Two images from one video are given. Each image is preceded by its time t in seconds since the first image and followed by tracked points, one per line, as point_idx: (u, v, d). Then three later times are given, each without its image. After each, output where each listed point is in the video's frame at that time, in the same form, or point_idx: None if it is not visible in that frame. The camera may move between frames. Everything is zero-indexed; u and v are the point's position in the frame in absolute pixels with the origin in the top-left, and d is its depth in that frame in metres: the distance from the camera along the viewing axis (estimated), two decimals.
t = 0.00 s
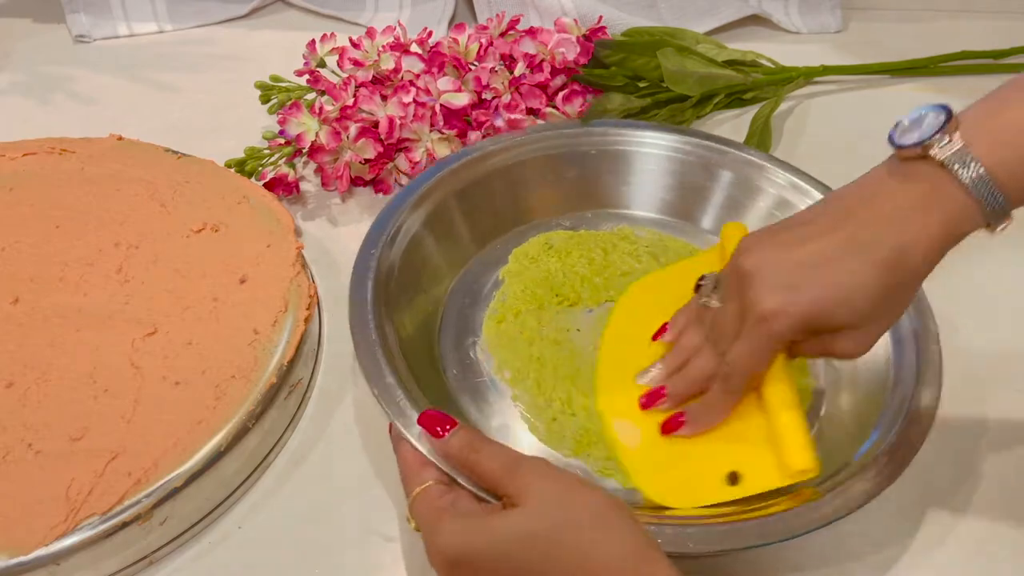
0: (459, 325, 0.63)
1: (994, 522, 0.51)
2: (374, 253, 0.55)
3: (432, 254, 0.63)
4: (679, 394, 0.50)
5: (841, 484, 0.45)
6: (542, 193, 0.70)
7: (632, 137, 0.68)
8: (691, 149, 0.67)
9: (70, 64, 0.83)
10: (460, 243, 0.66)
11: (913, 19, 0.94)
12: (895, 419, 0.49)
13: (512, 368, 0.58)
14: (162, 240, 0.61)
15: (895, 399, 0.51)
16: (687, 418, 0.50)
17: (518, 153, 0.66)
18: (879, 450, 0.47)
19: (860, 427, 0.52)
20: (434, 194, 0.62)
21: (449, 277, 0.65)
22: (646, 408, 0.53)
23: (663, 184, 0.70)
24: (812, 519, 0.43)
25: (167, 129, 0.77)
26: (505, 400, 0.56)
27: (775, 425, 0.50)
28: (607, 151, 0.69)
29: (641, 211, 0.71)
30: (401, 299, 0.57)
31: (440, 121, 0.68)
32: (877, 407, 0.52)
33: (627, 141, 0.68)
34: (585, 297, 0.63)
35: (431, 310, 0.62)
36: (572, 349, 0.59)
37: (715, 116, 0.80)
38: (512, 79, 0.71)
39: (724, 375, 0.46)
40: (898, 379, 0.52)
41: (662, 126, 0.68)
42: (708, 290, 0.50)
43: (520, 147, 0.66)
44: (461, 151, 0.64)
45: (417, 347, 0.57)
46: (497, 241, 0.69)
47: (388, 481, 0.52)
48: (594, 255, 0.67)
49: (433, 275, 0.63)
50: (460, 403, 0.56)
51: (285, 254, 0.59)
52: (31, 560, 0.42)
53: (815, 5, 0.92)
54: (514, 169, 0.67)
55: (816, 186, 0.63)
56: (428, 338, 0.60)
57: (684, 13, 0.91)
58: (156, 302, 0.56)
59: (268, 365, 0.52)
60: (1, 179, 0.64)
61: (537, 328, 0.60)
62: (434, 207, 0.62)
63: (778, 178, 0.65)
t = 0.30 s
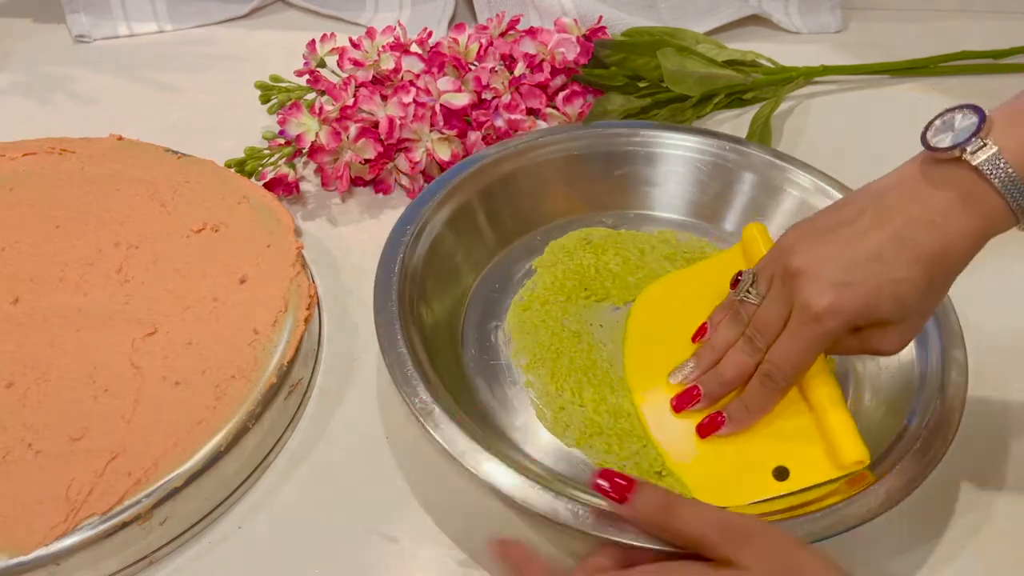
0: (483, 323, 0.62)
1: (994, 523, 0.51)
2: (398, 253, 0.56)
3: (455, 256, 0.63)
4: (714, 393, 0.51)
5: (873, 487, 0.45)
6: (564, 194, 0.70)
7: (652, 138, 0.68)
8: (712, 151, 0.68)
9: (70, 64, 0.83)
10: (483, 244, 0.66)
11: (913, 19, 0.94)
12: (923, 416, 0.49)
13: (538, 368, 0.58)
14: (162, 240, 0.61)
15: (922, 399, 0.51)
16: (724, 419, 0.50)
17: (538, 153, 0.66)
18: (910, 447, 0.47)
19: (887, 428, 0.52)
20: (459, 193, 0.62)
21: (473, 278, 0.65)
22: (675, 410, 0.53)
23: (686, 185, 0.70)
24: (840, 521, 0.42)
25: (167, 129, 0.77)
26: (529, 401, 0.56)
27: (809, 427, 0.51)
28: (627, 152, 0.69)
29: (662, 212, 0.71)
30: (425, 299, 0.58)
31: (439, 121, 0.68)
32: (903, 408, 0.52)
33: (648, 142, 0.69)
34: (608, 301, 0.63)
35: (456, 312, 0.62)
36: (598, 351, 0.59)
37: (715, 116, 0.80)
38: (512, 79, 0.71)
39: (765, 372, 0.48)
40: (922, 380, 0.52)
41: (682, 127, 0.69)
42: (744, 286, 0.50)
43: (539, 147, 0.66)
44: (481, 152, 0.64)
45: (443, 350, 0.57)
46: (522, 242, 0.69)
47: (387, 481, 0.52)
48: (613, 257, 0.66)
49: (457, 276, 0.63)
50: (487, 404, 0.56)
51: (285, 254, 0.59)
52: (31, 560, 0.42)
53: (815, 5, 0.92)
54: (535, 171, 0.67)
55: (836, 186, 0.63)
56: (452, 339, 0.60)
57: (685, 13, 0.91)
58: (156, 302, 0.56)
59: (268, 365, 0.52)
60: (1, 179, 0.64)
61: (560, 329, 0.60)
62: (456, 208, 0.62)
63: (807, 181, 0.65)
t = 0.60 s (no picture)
0: (511, 345, 0.61)
1: (996, 523, 0.51)
2: (428, 275, 0.55)
3: (482, 275, 0.62)
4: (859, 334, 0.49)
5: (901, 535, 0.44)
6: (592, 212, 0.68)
7: (686, 157, 0.67)
8: (750, 173, 0.66)
9: (70, 64, 0.83)
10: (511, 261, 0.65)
11: (913, 19, 0.94)
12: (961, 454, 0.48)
13: (567, 382, 0.57)
14: (162, 240, 0.61)
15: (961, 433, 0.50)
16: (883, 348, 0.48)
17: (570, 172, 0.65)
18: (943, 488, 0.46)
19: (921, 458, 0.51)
20: (486, 214, 0.61)
21: (502, 297, 0.64)
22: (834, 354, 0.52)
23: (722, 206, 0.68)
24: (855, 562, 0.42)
25: (167, 129, 0.77)
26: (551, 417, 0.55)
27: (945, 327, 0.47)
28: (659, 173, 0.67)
29: (697, 234, 0.69)
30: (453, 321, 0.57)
31: (440, 121, 0.68)
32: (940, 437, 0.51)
33: (684, 163, 0.67)
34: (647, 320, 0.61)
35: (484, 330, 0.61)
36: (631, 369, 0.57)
37: (715, 116, 0.80)
38: (512, 79, 0.71)
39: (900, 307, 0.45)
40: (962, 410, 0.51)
41: (719, 149, 0.67)
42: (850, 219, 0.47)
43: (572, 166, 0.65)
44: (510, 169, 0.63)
45: (472, 372, 0.56)
46: (550, 261, 0.68)
47: (387, 480, 0.52)
48: (645, 275, 0.64)
49: (486, 296, 0.62)
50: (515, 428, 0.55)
51: (284, 254, 0.59)
52: (31, 560, 0.42)
53: (815, 5, 0.92)
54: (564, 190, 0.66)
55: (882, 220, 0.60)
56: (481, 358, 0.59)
57: (685, 13, 0.91)
58: (156, 302, 0.56)
59: (268, 365, 0.52)
60: (1, 179, 0.64)
61: (596, 347, 0.59)
62: (485, 228, 0.61)
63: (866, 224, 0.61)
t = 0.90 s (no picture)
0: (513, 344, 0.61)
1: (997, 523, 0.51)
2: (429, 271, 0.55)
3: (484, 274, 0.62)
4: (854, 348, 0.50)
5: (903, 532, 0.44)
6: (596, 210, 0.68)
7: (686, 156, 0.67)
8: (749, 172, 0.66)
9: (70, 65, 0.83)
10: (514, 261, 0.65)
11: (913, 19, 0.94)
12: (965, 456, 0.48)
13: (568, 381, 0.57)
14: (162, 240, 0.61)
15: (962, 435, 0.49)
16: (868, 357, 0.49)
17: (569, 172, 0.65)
18: (948, 492, 0.46)
19: (921, 457, 0.51)
20: (486, 213, 0.61)
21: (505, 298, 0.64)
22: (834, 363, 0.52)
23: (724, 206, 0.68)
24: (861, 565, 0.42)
25: (167, 129, 0.77)
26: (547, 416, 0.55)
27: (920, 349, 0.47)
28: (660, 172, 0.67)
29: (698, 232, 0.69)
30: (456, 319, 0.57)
31: (440, 121, 0.68)
32: (941, 439, 0.51)
33: (684, 162, 0.67)
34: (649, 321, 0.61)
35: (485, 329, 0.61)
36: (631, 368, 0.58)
37: (715, 116, 0.79)
38: (512, 79, 0.71)
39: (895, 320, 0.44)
40: (963, 409, 0.51)
41: (719, 147, 0.67)
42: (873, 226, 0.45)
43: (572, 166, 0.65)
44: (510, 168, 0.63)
45: (472, 372, 0.56)
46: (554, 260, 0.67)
47: (387, 480, 0.52)
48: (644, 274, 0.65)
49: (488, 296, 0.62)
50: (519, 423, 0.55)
51: (285, 254, 0.59)
52: (31, 560, 0.42)
53: (815, 5, 0.92)
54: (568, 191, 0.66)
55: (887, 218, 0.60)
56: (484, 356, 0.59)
57: (685, 13, 0.91)
58: (156, 302, 0.56)
59: (268, 365, 0.52)
60: (1, 179, 0.64)
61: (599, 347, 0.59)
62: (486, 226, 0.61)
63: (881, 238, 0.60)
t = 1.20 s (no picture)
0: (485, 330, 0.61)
1: (1000, 524, 0.50)
2: (401, 263, 0.55)
3: (456, 263, 0.62)
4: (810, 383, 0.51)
5: (882, 502, 0.44)
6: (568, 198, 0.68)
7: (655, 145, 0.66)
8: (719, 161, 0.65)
9: (70, 65, 0.83)
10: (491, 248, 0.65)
11: (913, 19, 0.94)
12: (932, 431, 0.49)
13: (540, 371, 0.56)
14: (162, 240, 0.61)
15: (930, 411, 0.50)
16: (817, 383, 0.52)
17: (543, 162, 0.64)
18: (919, 464, 0.46)
19: (894, 435, 0.52)
20: (458, 205, 0.61)
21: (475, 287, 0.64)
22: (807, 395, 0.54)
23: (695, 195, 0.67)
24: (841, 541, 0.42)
25: (167, 129, 0.77)
26: (516, 404, 0.54)
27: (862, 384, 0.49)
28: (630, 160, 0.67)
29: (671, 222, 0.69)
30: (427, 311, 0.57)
31: (440, 121, 0.68)
32: (912, 415, 0.52)
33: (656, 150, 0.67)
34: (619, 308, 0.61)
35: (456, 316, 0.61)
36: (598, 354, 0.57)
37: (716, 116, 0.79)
38: (512, 79, 0.71)
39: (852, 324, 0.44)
40: (929, 396, 0.51)
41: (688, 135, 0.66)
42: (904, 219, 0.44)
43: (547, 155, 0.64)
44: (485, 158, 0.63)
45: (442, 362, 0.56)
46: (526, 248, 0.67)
47: (387, 480, 0.52)
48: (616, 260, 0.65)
49: (459, 286, 0.62)
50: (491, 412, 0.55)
51: (285, 254, 0.59)
52: (31, 560, 0.42)
53: (815, 5, 0.92)
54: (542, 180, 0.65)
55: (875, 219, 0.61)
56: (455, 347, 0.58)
57: (685, 13, 0.91)
58: (156, 302, 0.56)
59: (268, 365, 0.52)
60: (1, 179, 0.64)
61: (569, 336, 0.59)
62: (461, 215, 0.61)
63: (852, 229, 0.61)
